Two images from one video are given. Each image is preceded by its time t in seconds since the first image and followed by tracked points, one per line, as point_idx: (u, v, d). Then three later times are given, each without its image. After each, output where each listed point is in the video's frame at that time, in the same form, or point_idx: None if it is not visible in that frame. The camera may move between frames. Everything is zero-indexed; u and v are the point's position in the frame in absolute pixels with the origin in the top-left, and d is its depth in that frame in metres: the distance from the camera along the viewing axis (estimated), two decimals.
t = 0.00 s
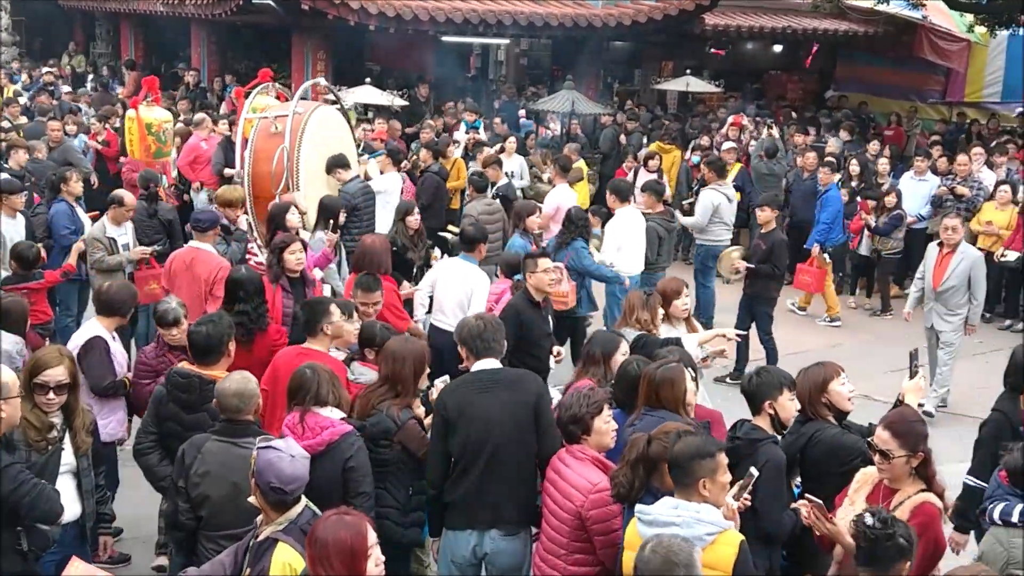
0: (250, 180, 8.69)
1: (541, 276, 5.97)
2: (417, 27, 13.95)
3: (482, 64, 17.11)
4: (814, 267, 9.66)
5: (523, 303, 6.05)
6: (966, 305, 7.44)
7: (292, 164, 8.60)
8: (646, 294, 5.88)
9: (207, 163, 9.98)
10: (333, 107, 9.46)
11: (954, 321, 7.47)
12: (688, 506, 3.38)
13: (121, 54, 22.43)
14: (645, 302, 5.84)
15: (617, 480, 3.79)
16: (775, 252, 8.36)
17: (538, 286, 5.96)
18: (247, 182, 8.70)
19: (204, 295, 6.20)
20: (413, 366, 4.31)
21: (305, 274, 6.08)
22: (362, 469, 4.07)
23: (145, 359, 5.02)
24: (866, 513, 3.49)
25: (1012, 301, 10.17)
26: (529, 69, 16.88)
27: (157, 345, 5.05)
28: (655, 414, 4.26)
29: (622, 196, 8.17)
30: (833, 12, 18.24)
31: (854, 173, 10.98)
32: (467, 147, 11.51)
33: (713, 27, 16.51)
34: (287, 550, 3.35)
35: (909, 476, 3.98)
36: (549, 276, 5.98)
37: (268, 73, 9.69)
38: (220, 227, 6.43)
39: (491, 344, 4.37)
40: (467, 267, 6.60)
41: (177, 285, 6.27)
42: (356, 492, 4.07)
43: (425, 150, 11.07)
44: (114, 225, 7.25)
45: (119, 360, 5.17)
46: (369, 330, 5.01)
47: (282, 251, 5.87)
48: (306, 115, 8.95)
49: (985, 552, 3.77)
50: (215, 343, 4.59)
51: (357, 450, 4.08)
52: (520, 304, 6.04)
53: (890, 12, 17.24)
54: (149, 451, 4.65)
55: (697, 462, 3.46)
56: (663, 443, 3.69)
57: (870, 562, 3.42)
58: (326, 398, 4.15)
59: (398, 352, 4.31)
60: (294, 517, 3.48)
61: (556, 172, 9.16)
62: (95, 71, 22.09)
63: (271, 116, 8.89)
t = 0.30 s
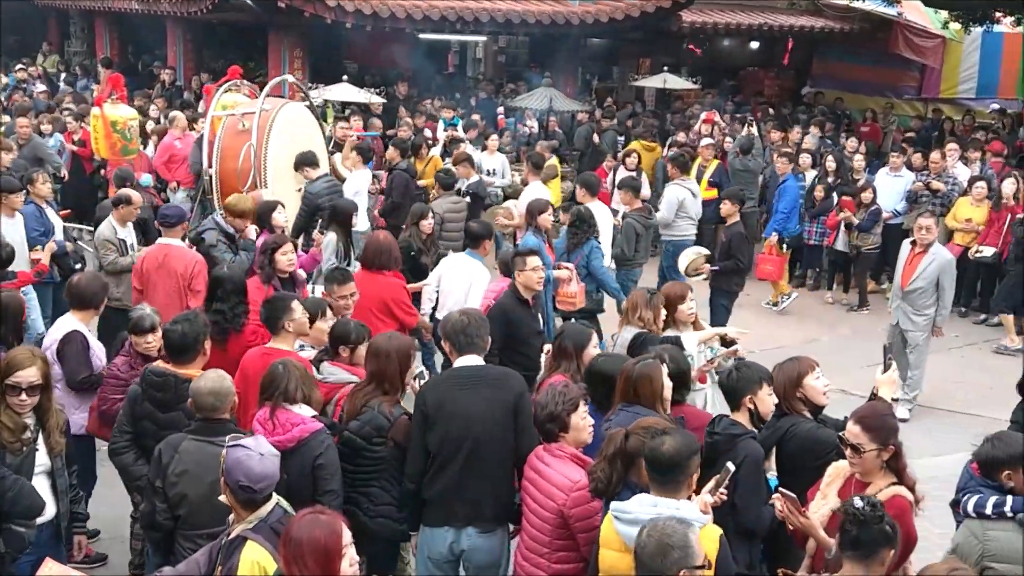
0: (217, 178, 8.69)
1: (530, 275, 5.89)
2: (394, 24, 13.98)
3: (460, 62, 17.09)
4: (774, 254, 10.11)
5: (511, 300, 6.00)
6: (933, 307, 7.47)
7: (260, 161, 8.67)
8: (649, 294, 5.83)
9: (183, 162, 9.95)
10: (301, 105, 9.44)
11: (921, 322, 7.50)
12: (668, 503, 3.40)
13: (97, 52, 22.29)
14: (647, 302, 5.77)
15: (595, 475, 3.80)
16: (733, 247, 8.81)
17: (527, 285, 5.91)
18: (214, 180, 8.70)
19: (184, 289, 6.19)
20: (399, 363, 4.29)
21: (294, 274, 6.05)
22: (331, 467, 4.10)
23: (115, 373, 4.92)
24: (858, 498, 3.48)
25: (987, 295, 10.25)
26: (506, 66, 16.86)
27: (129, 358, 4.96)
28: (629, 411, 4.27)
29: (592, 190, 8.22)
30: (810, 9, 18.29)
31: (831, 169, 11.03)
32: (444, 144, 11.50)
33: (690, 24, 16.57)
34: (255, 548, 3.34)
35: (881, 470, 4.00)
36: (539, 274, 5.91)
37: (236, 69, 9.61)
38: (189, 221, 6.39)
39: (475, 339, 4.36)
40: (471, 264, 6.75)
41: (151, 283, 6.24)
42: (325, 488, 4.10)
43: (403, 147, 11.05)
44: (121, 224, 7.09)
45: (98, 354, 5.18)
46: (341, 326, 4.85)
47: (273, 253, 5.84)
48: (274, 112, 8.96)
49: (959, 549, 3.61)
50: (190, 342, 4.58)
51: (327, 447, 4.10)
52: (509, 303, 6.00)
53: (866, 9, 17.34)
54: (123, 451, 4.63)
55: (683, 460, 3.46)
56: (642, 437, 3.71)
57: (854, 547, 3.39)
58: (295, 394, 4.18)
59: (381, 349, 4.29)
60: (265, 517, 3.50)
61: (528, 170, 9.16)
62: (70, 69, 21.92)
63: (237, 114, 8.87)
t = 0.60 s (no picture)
0: (172, 176, 8.51)
1: (511, 275, 5.86)
2: (355, 21, 13.91)
3: (423, 59, 17.05)
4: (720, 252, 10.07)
5: (490, 301, 5.92)
6: (890, 305, 7.51)
7: (216, 158, 8.53)
8: (643, 300, 5.72)
9: (143, 160, 9.88)
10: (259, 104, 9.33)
11: (879, 320, 7.52)
12: (648, 504, 3.40)
13: (54, 50, 22.00)
14: (641, 308, 5.68)
15: (564, 475, 3.78)
16: (686, 242, 9.00)
17: (508, 286, 5.87)
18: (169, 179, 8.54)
19: (144, 290, 6.11)
20: (372, 364, 4.25)
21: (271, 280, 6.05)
22: (303, 463, 4.09)
23: (60, 377, 4.84)
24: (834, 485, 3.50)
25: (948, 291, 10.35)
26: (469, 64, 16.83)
27: (78, 362, 4.86)
28: (593, 413, 4.27)
29: (553, 184, 8.38)
30: (771, 7, 18.39)
31: (793, 166, 11.11)
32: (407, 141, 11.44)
33: (652, 22, 16.62)
34: (206, 556, 3.29)
35: (844, 466, 4.02)
36: (518, 275, 5.89)
37: (193, 67, 9.51)
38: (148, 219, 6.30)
39: (451, 339, 4.33)
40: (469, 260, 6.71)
41: (110, 283, 6.13)
42: (294, 487, 4.09)
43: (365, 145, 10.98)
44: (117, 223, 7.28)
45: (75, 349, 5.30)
46: (305, 327, 4.80)
47: (249, 259, 5.82)
48: (228, 110, 8.88)
49: (925, 548, 3.61)
50: (152, 343, 4.49)
51: (298, 445, 4.09)
52: (488, 304, 5.91)
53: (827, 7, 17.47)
54: (84, 455, 4.58)
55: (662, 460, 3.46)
56: (610, 437, 3.72)
57: (829, 532, 3.40)
58: (269, 394, 4.12)
59: (354, 352, 4.25)
60: (219, 522, 3.45)
61: (487, 167, 9.14)
62: (26, 66, 21.62)
63: (194, 111, 8.74)
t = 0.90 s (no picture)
0: (112, 176, 8.39)
1: (479, 282, 5.86)
2: (305, 20, 13.81)
3: (375, 59, 16.87)
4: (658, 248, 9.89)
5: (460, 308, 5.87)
6: (835, 305, 7.56)
7: (156, 160, 8.41)
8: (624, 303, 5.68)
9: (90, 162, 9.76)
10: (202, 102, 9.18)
11: (824, 320, 7.57)
12: (613, 504, 3.40)
13: None
14: (621, 312, 5.62)
15: (520, 476, 3.76)
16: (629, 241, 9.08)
17: (476, 293, 5.86)
18: (108, 180, 8.43)
19: (95, 297, 6.03)
20: (333, 368, 4.20)
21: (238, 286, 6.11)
22: (261, 469, 4.05)
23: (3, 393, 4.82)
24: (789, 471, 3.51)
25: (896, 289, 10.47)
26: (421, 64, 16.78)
27: (22, 380, 4.83)
28: (550, 416, 4.27)
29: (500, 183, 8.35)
30: (721, 7, 18.52)
31: (743, 165, 11.20)
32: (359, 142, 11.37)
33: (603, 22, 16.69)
34: (146, 569, 3.28)
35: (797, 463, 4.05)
36: (486, 282, 5.88)
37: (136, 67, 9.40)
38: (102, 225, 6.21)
39: (415, 342, 4.34)
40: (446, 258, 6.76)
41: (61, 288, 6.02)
42: (252, 492, 4.03)
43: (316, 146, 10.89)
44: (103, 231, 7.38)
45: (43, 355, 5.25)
46: (257, 330, 4.74)
47: (218, 265, 6.00)
48: (170, 109, 8.71)
49: (884, 548, 3.61)
50: (100, 348, 4.43)
51: (259, 449, 4.06)
52: (456, 312, 5.85)
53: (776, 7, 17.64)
54: (31, 464, 4.48)
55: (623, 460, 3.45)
56: (565, 438, 3.71)
57: (782, 515, 3.41)
58: (234, 397, 4.06)
59: (315, 356, 4.20)
60: (164, 534, 3.40)
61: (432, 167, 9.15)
62: None
63: (134, 111, 8.58)
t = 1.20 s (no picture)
0: (36, 180, 8.11)
1: (442, 288, 5.90)
2: (241, 21, 13.65)
3: (313, 60, 16.88)
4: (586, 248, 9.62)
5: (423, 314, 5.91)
6: (760, 300, 7.69)
7: (81, 162, 8.26)
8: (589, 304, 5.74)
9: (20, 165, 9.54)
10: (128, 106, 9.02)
11: (752, 317, 7.66)
12: (552, 506, 3.40)
13: None
14: (587, 315, 5.69)
15: (462, 480, 3.76)
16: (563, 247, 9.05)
17: (438, 298, 5.89)
18: (33, 184, 8.14)
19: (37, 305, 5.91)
20: (273, 374, 4.15)
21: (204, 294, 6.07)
22: (207, 476, 4.00)
23: None
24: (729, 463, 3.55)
25: (832, 286, 10.65)
26: (360, 65, 16.68)
27: None
28: (493, 418, 4.28)
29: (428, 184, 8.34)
30: (657, 9, 18.66)
31: (682, 166, 11.31)
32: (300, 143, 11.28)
33: (542, 23, 16.74)
34: None
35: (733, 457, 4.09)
36: (447, 287, 5.92)
37: (63, 69, 9.24)
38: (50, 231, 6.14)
39: (357, 348, 4.27)
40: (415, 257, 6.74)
41: None
42: (197, 499, 3.99)
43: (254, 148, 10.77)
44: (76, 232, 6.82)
45: None
46: (197, 334, 4.67)
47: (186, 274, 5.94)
48: (95, 112, 8.53)
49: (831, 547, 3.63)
50: (35, 357, 4.33)
51: (204, 457, 4.00)
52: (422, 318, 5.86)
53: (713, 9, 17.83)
54: None
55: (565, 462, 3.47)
56: (508, 440, 3.71)
57: (721, 504, 3.45)
58: (179, 404, 4.01)
59: (254, 361, 4.14)
60: (96, 548, 3.37)
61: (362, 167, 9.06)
62: None
63: (58, 114, 8.36)
